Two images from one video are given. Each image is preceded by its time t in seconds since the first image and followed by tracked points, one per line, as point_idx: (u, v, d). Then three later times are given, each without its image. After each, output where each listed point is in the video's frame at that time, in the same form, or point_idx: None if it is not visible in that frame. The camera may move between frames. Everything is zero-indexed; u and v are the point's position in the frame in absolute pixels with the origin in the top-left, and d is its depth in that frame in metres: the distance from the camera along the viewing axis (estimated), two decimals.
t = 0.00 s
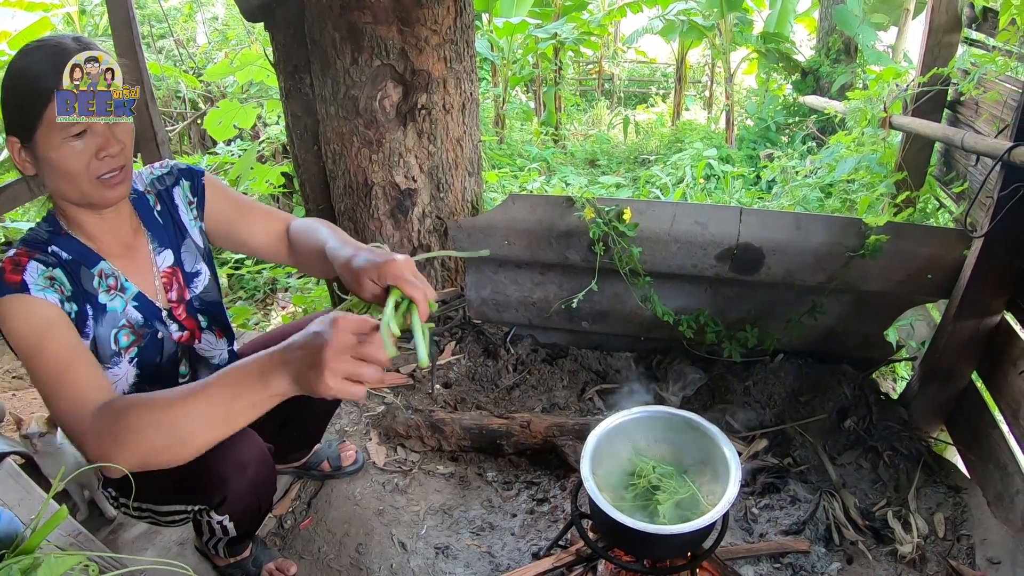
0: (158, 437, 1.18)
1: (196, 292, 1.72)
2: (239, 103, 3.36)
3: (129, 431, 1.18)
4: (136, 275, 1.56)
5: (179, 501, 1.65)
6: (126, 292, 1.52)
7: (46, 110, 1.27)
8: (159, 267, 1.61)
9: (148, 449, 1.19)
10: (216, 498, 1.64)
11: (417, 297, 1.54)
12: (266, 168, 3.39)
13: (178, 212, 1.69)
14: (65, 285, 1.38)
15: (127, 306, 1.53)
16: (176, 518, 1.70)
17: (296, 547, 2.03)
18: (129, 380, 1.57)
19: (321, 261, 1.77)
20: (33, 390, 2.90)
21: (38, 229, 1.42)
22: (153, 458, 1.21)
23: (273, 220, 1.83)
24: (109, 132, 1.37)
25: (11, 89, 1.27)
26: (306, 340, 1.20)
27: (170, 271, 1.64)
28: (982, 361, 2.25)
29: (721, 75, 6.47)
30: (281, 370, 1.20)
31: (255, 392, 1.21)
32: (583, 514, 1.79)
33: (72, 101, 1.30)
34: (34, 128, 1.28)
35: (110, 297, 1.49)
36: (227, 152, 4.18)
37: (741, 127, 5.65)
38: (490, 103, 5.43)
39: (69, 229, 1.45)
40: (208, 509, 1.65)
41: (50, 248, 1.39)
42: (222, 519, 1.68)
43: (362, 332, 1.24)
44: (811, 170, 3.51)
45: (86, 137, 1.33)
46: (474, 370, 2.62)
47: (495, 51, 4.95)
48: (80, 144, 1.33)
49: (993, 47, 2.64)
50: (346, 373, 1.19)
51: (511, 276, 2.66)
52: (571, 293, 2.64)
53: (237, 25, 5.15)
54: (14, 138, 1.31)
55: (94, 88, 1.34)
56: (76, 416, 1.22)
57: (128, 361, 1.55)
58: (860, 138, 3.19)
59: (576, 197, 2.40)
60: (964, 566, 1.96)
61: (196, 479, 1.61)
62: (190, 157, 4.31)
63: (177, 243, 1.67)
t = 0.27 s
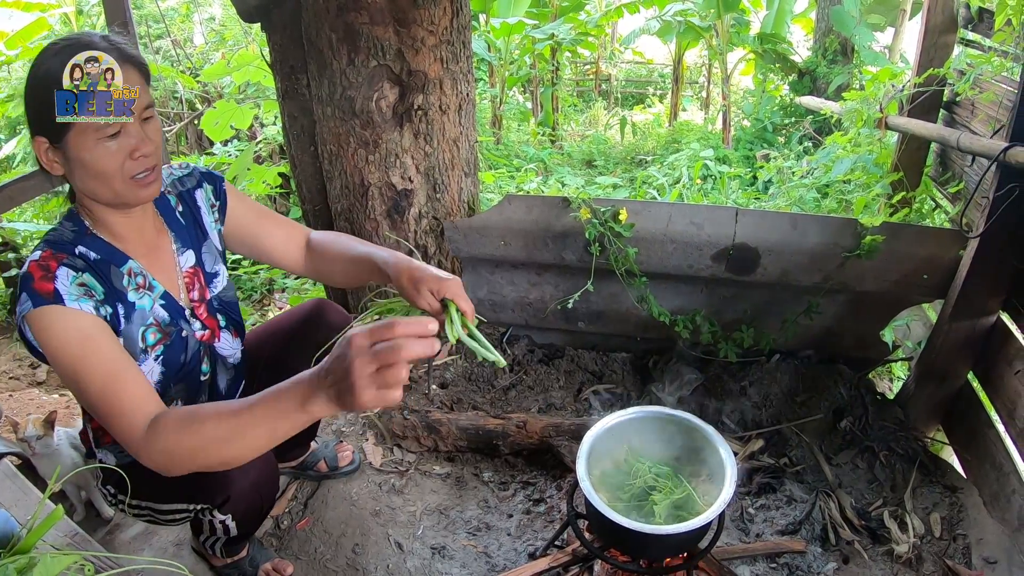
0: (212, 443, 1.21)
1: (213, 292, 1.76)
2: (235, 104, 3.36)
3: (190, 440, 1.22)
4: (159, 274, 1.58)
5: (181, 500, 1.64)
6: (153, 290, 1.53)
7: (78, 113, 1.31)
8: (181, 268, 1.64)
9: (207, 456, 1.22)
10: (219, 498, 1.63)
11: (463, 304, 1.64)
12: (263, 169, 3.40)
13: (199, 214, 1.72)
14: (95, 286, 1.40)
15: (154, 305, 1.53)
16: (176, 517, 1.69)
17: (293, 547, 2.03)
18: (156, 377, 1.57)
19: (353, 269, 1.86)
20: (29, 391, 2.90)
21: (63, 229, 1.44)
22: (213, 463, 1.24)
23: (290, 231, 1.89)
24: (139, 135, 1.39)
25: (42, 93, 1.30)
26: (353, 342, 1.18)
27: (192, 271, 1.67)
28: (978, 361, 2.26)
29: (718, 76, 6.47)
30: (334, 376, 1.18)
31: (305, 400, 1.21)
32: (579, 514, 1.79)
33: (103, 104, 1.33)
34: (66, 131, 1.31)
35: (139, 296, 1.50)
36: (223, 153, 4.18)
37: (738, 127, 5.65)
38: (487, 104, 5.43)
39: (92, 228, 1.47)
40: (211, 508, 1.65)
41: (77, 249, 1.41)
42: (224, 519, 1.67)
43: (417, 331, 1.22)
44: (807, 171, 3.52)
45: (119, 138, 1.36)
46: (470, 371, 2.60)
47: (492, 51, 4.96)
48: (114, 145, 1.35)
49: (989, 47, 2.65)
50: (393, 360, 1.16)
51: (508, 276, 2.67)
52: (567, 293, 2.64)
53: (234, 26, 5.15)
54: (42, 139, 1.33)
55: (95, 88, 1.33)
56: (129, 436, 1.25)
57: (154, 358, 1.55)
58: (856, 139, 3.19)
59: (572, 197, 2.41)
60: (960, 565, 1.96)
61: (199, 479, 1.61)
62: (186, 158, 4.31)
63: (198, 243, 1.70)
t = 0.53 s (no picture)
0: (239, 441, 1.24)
1: (231, 294, 1.74)
2: (233, 105, 3.37)
3: (219, 433, 1.23)
4: (182, 274, 1.56)
5: (198, 502, 1.62)
6: (177, 290, 1.51)
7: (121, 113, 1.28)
8: (202, 270, 1.63)
9: (227, 451, 1.23)
10: (238, 499, 1.64)
11: (469, 313, 1.83)
12: (261, 170, 3.40)
13: (217, 217, 1.70)
14: (125, 282, 1.36)
15: (178, 304, 1.51)
16: (186, 518, 1.66)
17: (291, 549, 2.03)
18: (177, 377, 1.55)
19: (362, 275, 1.92)
20: (27, 392, 2.91)
21: (90, 223, 1.39)
22: (227, 466, 1.25)
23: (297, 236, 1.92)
24: (178, 137, 1.37)
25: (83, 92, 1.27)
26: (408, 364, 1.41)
27: (211, 274, 1.66)
28: (975, 363, 2.26)
29: (715, 77, 6.47)
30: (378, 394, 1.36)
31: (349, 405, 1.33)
32: (578, 516, 1.79)
33: (147, 106, 1.31)
34: (107, 129, 1.28)
35: (164, 295, 1.47)
36: (221, 154, 4.19)
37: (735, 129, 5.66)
38: (485, 105, 5.44)
39: (119, 225, 1.44)
40: (228, 509, 1.64)
41: (106, 244, 1.37)
42: (239, 519, 1.67)
43: (454, 358, 1.45)
44: (804, 172, 3.53)
45: (160, 139, 1.34)
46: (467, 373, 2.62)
47: (490, 53, 4.97)
48: (155, 146, 1.34)
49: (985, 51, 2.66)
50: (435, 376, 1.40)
51: (505, 278, 2.67)
52: (564, 295, 2.64)
53: (232, 27, 5.16)
54: (78, 133, 1.30)
55: (94, 88, 1.28)
56: (147, 421, 1.20)
57: (176, 358, 1.52)
58: (854, 141, 3.20)
59: (570, 200, 2.41)
60: (957, 567, 1.97)
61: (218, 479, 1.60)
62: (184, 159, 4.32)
63: (216, 245, 1.69)
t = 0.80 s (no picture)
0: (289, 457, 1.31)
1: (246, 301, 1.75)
2: (233, 106, 3.37)
3: (271, 450, 1.30)
4: (206, 281, 1.56)
5: (205, 510, 1.62)
6: (201, 298, 1.51)
7: (163, 115, 1.29)
8: (224, 277, 1.63)
9: (281, 468, 1.31)
10: (245, 509, 1.64)
11: (477, 340, 1.83)
12: (261, 171, 3.40)
13: (237, 224, 1.71)
14: (156, 290, 1.36)
15: (201, 313, 1.51)
16: (190, 524, 1.66)
17: (291, 550, 2.03)
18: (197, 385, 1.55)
19: (370, 297, 1.94)
20: (27, 393, 2.91)
21: (118, 229, 1.38)
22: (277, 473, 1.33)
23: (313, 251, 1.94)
24: (216, 141, 1.38)
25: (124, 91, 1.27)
26: (443, 382, 1.42)
27: (232, 281, 1.66)
28: (974, 365, 2.26)
29: (715, 78, 6.47)
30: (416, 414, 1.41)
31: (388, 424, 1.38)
32: (578, 518, 1.79)
33: (189, 109, 1.31)
34: (148, 129, 1.29)
35: (189, 303, 1.47)
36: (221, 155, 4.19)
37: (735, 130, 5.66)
38: (485, 106, 5.44)
39: (147, 231, 1.43)
40: (234, 519, 1.65)
41: (136, 252, 1.36)
42: (245, 529, 1.68)
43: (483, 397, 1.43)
44: (804, 174, 3.53)
45: (200, 143, 1.35)
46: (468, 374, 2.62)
47: (490, 54, 4.96)
48: (195, 150, 1.34)
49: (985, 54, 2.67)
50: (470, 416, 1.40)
51: (506, 280, 2.67)
52: (565, 297, 2.65)
53: (232, 28, 5.16)
54: (115, 133, 1.29)
55: (92, 88, 1.29)
56: (206, 449, 1.25)
57: (198, 366, 1.52)
58: (854, 143, 3.21)
59: (571, 202, 2.41)
60: (957, 568, 1.97)
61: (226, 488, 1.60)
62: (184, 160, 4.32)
63: (235, 252, 1.69)
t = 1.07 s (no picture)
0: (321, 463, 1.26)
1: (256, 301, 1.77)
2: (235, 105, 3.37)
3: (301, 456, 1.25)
4: (226, 280, 1.57)
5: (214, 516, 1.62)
6: (224, 296, 1.51)
7: (194, 118, 1.27)
8: (241, 276, 1.64)
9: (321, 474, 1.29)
10: (255, 518, 1.63)
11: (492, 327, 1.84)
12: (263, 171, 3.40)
13: (250, 224, 1.71)
14: (185, 291, 1.36)
15: (226, 310, 1.51)
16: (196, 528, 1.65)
17: (293, 550, 2.02)
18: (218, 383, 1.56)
19: (380, 295, 1.93)
20: (27, 391, 2.90)
21: (139, 231, 1.37)
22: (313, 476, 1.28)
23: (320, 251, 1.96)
24: (243, 143, 1.36)
25: (154, 93, 1.24)
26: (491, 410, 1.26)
27: (248, 280, 1.67)
28: (977, 366, 2.26)
29: (717, 79, 6.47)
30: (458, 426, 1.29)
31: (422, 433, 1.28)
32: (581, 517, 1.79)
33: (220, 112, 1.30)
34: (176, 132, 1.27)
35: (215, 300, 1.47)
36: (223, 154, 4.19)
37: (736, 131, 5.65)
38: (487, 106, 5.45)
39: (168, 232, 1.42)
40: (244, 526, 1.64)
41: (159, 253, 1.36)
42: (255, 535, 1.68)
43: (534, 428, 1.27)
44: (806, 175, 3.53)
45: (228, 146, 1.33)
46: (470, 373, 2.62)
47: (492, 54, 4.96)
48: (223, 152, 1.33)
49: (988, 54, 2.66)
50: (517, 454, 1.27)
51: (508, 280, 2.67)
52: (567, 297, 2.64)
53: (234, 27, 5.17)
54: (141, 133, 1.28)
55: (90, 89, 1.41)
56: (240, 450, 1.24)
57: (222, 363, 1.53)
58: (856, 143, 3.20)
59: (573, 201, 2.41)
60: (959, 569, 1.96)
61: (235, 495, 1.60)
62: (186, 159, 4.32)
63: (249, 251, 1.70)
